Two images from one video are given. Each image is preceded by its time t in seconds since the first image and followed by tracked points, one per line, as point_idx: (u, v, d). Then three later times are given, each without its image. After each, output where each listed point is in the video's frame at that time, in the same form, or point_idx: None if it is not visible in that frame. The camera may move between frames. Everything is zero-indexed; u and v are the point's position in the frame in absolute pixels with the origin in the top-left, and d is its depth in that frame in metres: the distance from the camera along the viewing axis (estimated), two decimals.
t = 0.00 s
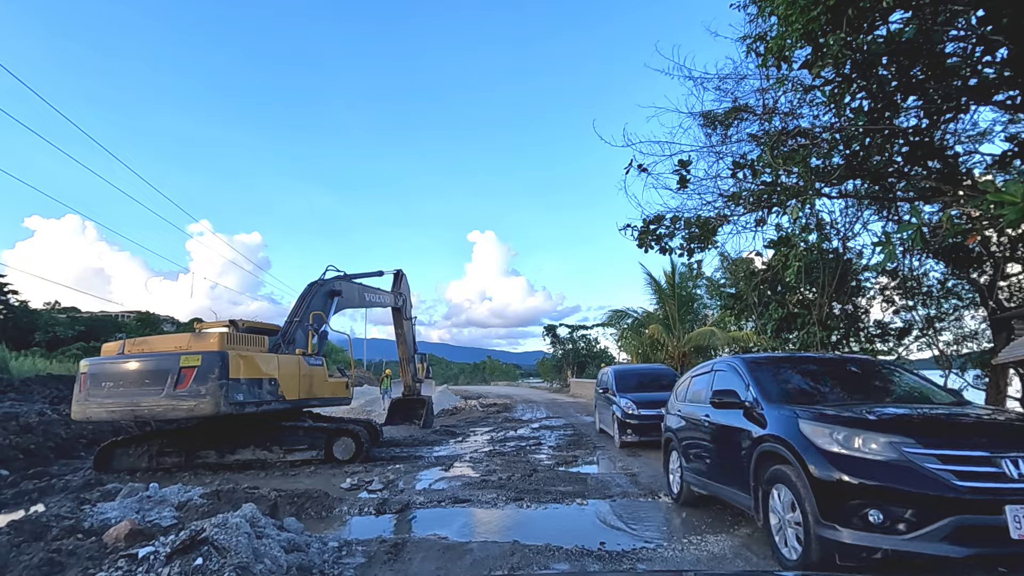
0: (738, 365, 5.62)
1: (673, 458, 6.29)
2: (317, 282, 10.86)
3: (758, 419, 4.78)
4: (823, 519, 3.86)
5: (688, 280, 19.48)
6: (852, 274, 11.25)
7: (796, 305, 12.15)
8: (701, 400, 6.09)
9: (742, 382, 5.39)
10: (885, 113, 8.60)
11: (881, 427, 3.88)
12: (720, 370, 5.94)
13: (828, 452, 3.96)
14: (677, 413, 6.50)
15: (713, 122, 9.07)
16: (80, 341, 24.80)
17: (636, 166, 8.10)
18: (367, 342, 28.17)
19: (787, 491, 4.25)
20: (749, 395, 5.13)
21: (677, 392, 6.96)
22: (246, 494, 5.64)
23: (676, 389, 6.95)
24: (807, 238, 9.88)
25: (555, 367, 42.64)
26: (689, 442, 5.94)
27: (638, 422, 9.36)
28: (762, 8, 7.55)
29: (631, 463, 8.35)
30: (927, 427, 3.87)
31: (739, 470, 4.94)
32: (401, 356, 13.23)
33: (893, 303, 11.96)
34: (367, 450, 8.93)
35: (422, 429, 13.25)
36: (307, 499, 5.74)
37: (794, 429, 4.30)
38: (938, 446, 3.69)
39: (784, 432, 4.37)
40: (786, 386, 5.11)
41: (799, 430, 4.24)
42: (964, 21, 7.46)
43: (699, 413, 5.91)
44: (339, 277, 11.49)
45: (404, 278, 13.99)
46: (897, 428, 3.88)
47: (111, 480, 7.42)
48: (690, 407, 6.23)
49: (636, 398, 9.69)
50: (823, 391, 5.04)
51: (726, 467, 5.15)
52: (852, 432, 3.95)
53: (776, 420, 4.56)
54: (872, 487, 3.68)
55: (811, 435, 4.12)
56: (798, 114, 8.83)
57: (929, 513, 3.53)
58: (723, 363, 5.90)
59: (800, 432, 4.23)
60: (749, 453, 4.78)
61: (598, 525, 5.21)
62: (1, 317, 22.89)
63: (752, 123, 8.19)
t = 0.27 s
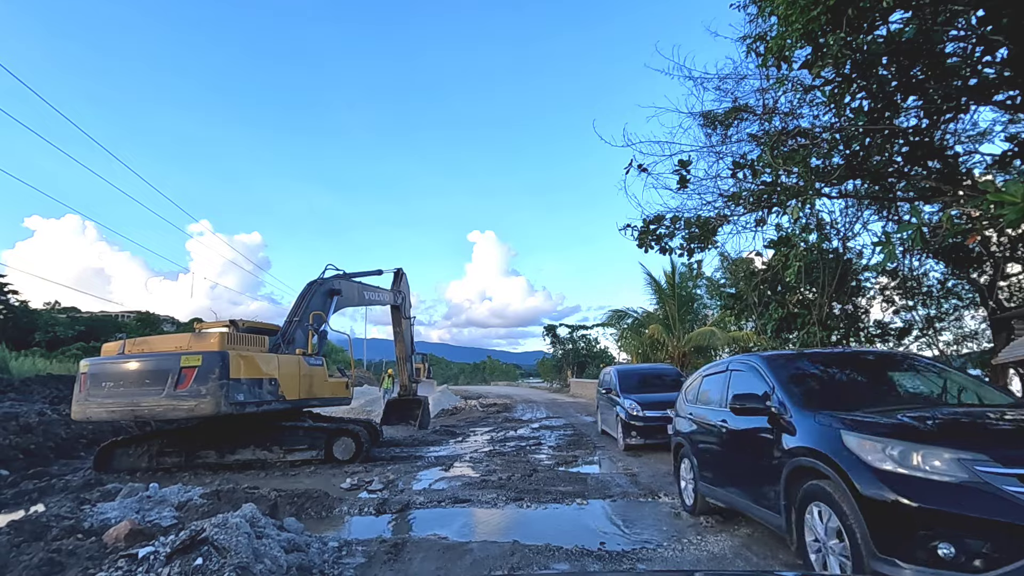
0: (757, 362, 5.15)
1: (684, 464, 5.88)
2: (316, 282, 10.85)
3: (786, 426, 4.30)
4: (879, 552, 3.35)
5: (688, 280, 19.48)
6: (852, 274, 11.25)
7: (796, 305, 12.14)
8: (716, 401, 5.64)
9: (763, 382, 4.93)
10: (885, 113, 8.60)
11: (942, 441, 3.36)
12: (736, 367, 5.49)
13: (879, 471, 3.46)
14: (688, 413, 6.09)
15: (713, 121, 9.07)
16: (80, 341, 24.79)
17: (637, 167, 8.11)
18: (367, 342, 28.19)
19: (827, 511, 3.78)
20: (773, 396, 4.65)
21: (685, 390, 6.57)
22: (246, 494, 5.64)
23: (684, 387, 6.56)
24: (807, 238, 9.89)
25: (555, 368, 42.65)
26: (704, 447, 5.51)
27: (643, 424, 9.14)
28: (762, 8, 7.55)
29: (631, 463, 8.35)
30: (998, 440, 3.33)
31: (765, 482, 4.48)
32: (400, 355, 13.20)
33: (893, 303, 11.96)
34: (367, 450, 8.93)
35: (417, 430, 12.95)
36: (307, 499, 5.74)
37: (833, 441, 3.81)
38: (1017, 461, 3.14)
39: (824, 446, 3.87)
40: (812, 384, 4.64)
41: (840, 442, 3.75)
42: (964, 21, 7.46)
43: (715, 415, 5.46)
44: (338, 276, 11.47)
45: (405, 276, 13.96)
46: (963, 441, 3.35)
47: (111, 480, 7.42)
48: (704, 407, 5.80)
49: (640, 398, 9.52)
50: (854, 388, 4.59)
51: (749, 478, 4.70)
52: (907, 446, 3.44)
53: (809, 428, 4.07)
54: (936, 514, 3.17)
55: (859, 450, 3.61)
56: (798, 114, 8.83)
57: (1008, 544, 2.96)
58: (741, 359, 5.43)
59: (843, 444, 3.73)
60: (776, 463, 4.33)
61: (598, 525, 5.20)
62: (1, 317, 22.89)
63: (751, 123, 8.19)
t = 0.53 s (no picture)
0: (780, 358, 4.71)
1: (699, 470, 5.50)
2: (316, 281, 10.85)
3: (818, 433, 3.87)
4: None
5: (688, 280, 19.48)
6: (852, 274, 11.26)
7: (796, 305, 12.14)
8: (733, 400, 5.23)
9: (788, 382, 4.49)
10: (885, 113, 8.61)
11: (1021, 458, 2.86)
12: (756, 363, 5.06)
13: (944, 494, 2.97)
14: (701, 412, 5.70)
15: (713, 122, 9.07)
16: (80, 341, 24.80)
17: (637, 167, 8.09)
18: (367, 342, 28.13)
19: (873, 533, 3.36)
20: (802, 398, 4.20)
21: (695, 386, 6.19)
22: (246, 494, 5.64)
23: (694, 383, 6.19)
24: (807, 238, 9.89)
25: (555, 368, 42.64)
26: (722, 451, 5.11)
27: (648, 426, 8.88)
28: (763, 8, 7.55)
29: (631, 463, 8.35)
30: None
31: (793, 494, 4.08)
32: (397, 354, 13.20)
33: (893, 304, 11.96)
34: (367, 450, 8.93)
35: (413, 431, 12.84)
36: (307, 499, 5.74)
37: (881, 453, 3.36)
38: None
39: (871, 461, 3.39)
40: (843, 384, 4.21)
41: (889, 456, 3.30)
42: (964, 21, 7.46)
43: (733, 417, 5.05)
44: (337, 275, 11.47)
45: (404, 277, 13.97)
46: None
47: (111, 480, 7.42)
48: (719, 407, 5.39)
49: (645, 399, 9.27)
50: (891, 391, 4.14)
51: (774, 489, 4.31)
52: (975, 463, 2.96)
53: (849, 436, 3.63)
54: (1012, 548, 2.68)
55: (917, 467, 3.13)
56: (798, 114, 8.83)
57: None
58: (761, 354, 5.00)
59: (895, 459, 3.26)
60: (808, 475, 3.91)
61: (597, 525, 5.20)
62: (1, 317, 22.93)
63: (751, 123, 8.20)
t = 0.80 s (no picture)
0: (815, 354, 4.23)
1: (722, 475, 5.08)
2: (315, 281, 10.85)
3: (871, 441, 3.40)
4: None
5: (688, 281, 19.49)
6: (852, 275, 11.25)
7: (796, 306, 12.14)
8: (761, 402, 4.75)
9: (830, 382, 3.97)
10: (885, 113, 8.60)
11: None
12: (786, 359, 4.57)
13: None
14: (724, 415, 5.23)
15: (713, 122, 9.06)
16: (81, 341, 24.82)
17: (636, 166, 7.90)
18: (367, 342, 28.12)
19: (937, 564, 2.88)
20: (850, 402, 3.69)
21: (714, 387, 5.75)
22: (245, 495, 5.62)
23: (711, 384, 5.76)
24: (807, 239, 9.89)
25: (555, 368, 42.63)
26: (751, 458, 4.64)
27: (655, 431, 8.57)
28: (763, 8, 7.54)
29: (631, 464, 8.33)
30: None
31: (822, 503, 3.77)
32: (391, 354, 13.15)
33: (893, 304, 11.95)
34: (367, 450, 8.93)
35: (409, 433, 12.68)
36: (307, 500, 5.73)
37: (957, 467, 2.87)
38: None
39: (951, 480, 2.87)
40: (892, 383, 3.73)
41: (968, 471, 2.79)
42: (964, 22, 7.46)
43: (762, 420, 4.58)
44: (337, 275, 11.46)
45: (403, 278, 13.97)
46: None
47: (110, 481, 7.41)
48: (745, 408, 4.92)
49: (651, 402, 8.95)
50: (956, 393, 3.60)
51: (804, 497, 3.97)
52: None
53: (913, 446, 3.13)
54: None
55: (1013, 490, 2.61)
56: (798, 115, 8.83)
57: None
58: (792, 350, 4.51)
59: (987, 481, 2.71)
60: (838, 483, 3.62)
61: (598, 526, 5.19)
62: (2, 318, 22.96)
63: (751, 123, 8.20)
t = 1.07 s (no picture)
0: (878, 343, 3.63)
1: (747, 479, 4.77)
2: (314, 281, 10.83)
3: (955, 448, 2.85)
4: None
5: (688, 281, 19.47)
6: (852, 275, 11.24)
7: (796, 305, 12.13)
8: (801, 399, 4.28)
9: (903, 376, 3.34)
10: (885, 112, 8.59)
11: None
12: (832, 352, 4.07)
13: None
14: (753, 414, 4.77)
15: (713, 121, 9.04)
16: (80, 342, 24.78)
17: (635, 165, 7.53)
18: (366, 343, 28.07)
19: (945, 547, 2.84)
20: (928, 402, 3.09)
21: (738, 385, 5.35)
22: (243, 496, 5.59)
23: (735, 381, 5.36)
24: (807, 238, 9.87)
25: (555, 368, 42.59)
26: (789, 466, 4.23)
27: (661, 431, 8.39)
28: (763, 7, 7.53)
29: (630, 464, 8.32)
30: None
31: (835, 502, 3.68)
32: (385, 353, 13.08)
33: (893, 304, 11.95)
34: (366, 451, 8.90)
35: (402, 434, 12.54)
36: (306, 501, 5.69)
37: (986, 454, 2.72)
38: None
39: None
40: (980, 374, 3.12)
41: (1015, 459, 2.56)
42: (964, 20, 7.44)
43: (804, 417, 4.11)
44: (335, 275, 11.43)
45: (400, 279, 13.94)
46: None
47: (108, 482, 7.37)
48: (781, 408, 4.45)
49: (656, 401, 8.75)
50: None
51: (814, 498, 3.88)
52: None
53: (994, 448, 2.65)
54: None
55: None
56: (798, 114, 8.82)
57: None
58: (839, 341, 4.00)
59: None
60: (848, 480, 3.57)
61: (597, 527, 5.16)
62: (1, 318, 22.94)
63: (751, 122, 8.18)
